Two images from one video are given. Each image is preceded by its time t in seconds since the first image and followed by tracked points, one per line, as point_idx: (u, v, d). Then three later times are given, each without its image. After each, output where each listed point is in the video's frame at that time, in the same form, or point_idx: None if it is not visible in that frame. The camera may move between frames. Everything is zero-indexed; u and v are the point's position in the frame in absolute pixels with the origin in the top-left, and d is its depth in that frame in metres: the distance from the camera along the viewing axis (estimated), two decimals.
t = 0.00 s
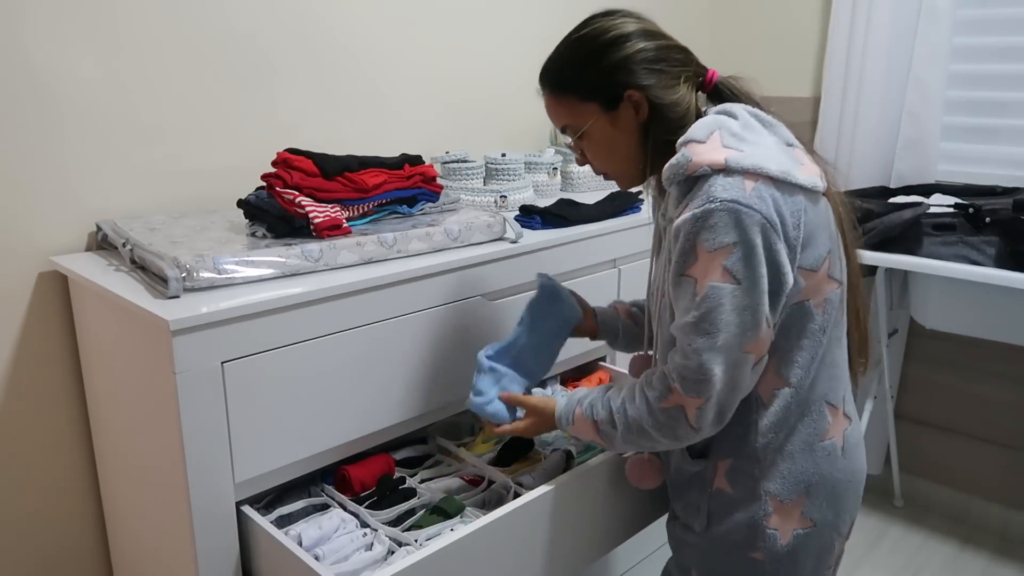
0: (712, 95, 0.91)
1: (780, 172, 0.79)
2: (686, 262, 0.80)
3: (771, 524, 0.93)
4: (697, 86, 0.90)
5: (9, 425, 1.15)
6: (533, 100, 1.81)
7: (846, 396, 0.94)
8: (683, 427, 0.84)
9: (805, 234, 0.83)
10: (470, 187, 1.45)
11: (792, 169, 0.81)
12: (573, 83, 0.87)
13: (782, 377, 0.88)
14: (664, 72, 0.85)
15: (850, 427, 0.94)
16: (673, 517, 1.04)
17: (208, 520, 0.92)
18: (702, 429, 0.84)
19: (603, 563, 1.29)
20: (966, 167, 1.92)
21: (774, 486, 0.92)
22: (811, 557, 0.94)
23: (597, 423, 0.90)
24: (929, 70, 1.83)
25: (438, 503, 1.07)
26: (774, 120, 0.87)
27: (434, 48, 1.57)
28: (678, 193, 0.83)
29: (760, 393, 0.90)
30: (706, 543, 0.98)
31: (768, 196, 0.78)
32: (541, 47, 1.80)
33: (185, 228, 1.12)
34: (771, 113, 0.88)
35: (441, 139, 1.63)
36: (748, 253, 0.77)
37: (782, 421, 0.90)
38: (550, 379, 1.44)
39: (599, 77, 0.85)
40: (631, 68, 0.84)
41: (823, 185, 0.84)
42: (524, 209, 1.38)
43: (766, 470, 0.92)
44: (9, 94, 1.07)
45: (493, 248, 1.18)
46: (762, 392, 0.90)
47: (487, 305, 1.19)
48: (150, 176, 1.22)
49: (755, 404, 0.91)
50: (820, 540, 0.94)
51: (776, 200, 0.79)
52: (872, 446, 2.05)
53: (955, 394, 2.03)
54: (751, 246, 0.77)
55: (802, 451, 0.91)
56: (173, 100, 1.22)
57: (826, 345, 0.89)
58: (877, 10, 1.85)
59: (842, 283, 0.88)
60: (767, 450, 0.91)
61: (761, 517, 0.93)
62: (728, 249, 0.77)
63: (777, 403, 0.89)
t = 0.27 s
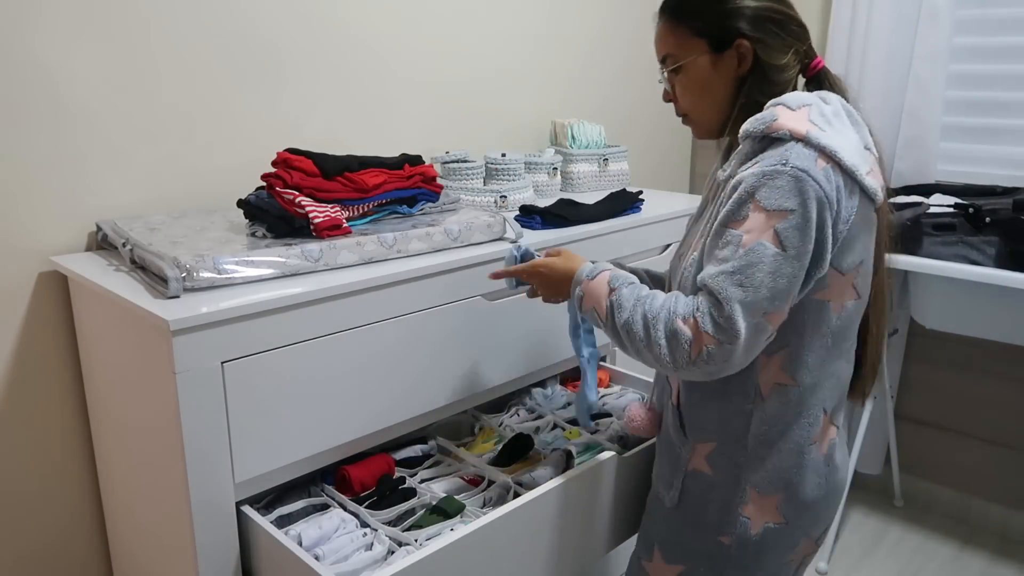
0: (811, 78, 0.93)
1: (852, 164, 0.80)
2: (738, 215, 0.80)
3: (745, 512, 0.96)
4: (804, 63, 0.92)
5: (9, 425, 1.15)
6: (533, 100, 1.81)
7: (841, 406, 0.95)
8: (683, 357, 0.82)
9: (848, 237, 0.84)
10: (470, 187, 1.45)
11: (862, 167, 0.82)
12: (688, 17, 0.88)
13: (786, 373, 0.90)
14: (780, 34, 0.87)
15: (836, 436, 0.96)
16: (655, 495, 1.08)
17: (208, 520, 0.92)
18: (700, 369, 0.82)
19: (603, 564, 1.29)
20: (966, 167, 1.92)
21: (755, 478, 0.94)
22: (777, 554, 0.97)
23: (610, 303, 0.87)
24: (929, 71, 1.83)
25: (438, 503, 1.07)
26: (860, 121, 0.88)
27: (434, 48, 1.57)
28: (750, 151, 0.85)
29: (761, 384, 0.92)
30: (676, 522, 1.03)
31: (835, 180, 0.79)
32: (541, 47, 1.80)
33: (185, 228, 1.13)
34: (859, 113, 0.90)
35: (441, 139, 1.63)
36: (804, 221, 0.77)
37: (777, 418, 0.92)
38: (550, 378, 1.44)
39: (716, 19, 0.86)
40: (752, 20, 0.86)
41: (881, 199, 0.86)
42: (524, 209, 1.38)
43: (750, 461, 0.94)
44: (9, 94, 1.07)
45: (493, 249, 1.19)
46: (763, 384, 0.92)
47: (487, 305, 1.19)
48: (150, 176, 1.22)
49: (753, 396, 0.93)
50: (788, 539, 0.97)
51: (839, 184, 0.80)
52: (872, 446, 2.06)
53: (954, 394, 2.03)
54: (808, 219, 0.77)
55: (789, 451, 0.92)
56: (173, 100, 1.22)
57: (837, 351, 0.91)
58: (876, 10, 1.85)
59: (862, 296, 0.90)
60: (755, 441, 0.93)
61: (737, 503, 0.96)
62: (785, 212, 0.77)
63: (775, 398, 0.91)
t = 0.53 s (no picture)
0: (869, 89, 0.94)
1: (877, 184, 0.80)
2: (748, 193, 0.80)
3: (725, 505, 0.97)
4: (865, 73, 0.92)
5: (9, 425, 1.15)
6: (533, 100, 1.81)
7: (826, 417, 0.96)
8: (627, 275, 0.81)
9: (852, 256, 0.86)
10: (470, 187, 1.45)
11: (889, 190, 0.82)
12: None
13: (777, 374, 0.90)
14: (848, 36, 0.87)
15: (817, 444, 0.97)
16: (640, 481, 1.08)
17: (208, 520, 0.92)
18: (638, 293, 0.81)
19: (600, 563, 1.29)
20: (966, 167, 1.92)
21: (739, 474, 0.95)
22: (751, 552, 0.98)
23: (568, 205, 0.86)
24: (929, 71, 1.84)
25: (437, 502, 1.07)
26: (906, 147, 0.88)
27: (434, 48, 1.57)
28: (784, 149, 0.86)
29: (750, 380, 0.92)
30: (657, 507, 1.03)
31: (851, 194, 0.79)
32: (541, 47, 1.80)
33: (185, 228, 1.13)
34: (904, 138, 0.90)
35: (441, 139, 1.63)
36: (804, 216, 0.77)
37: (764, 418, 0.92)
38: (550, 378, 1.44)
39: (791, 7, 0.87)
40: (826, 15, 0.86)
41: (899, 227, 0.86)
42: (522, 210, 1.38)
43: (735, 456, 0.94)
44: (8, 93, 1.07)
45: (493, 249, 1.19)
46: (751, 382, 0.92)
47: (488, 305, 1.20)
48: (150, 176, 1.22)
49: (742, 393, 0.93)
50: (763, 539, 0.98)
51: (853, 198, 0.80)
52: (872, 446, 2.06)
53: (954, 394, 2.03)
54: (810, 219, 0.77)
55: (772, 453, 0.93)
56: (172, 100, 1.22)
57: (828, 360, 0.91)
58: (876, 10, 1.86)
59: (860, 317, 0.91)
60: (741, 437, 0.93)
61: (718, 496, 0.97)
62: (792, 204, 0.77)
63: (763, 396, 0.91)
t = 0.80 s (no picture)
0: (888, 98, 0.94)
1: (877, 183, 0.82)
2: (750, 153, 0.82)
3: (726, 494, 0.96)
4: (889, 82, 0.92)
5: (9, 425, 1.15)
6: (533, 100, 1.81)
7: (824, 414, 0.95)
8: (622, 151, 0.80)
9: (851, 254, 0.86)
10: (470, 187, 1.44)
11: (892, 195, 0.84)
12: None
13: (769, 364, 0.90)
14: (875, 42, 0.88)
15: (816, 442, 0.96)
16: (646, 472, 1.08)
17: (208, 519, 0.92)
18: (625, 181, 0.81)
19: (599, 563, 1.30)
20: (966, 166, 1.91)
21: (739, 463, 0.94)
22: (755, 544, 0.96)
23: (561, 91, 0.85)
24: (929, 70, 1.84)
25: (437, 502, 1.07)
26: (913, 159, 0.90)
27: (434, 49, 1.57)
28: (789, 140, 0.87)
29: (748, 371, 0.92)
30: (660, 498, 1.03)
31: (849, 184, 0.81)
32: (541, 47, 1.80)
33: (185, 228, 1.13)
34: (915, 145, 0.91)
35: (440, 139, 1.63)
36: (800, 185, 0.80)
37: (761, 408, 0.91)
38: (551, 378, 1.44)
39: (822, 7, 0.87)
40: (858, 20, 0.87)
41: (899, 235, 0.87)
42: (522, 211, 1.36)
43: (735, 444, 0.94)
44: (8, 93, 1.07)
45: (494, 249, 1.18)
46: (750, 372, 0.92)
47: (489, 305, 1.20)
48: (150, 176, 1.22)
49: (741, 383, 0.93)
50: (764, 533, 0.96)
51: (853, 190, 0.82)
52: (872, 446, 2.06)
53: (954, 393, 2.03)
54: (805, 186, 0.80)
55: (772, 442, 0.92)
56: (172, 100, 1.22)
57: (821, 356, 0.92)
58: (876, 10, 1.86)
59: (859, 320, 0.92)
60: (741, 424, 0.93)
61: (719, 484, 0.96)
62: (791, 167, 0.80)
63: (761, 388, 0.91)
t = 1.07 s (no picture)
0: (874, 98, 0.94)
1: (856, 173, 0.82)
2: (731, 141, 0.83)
3: (720, 489, 0.96)
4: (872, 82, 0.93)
5: (10, 425, 1.15)
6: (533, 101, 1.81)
7: (814, 405, 0.96)
8: (600, 133, 0.83)
9: (835, 246, 0.86)
10: (470, 187, 1.45)
11: (873, 185, 0.84)
12: None
13: (757, 356, 0.90)
14: (854, 39, 0.88)
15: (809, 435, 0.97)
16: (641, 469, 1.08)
17: (208, 520, 0.92)
18: (601, 168, 0.83)
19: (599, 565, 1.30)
20: (966, 167, 1.91)
21: (732, 458, 0.95)
22: (749, 539, 0.96)
23: (557, 82, 0.89)
24: (929, 70, 1.84)
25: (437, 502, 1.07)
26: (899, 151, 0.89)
27: (434, 49, 1.57)
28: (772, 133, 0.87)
29: (734, 366, 0.92)
30: (653, 494, 1.03)
31: (828, 172, 0.81)
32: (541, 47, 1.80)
33: (185, 228, 1.13)
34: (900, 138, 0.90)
35: (440, 139, 1.63)
36: (775, 172, 0.79)
37: (750, 402, 0.92)
38: (550, 378, 1.44)
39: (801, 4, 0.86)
40: (835, 19, 0.87)
41: (884, 225, 0.87)
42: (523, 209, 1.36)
43: (728, 439, 0.94)
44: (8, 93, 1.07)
45: (492, 249, 1.18)
46: (738, 365, 0.92)
47: (487, 304, 1.20)
48: (150, 176, 1.22)
49: (730, 378, 0.93)
50: (759, 528, 0.96)
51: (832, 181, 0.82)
52: (872, 447, 2.06)
53: (955, 393, 2.03)
54: (781, 173, 0.80)
55: (763, 435, 0.92)
56: (173, 100, 1.22)
57: (808, 349, 0.92)
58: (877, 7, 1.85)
59: (847, 313, 0.92)
60: (732, 418, 0.94)
61: (714, 480, 0.96)
62: (768, 154, 0.80)
63: (750, 381, 0.91)
